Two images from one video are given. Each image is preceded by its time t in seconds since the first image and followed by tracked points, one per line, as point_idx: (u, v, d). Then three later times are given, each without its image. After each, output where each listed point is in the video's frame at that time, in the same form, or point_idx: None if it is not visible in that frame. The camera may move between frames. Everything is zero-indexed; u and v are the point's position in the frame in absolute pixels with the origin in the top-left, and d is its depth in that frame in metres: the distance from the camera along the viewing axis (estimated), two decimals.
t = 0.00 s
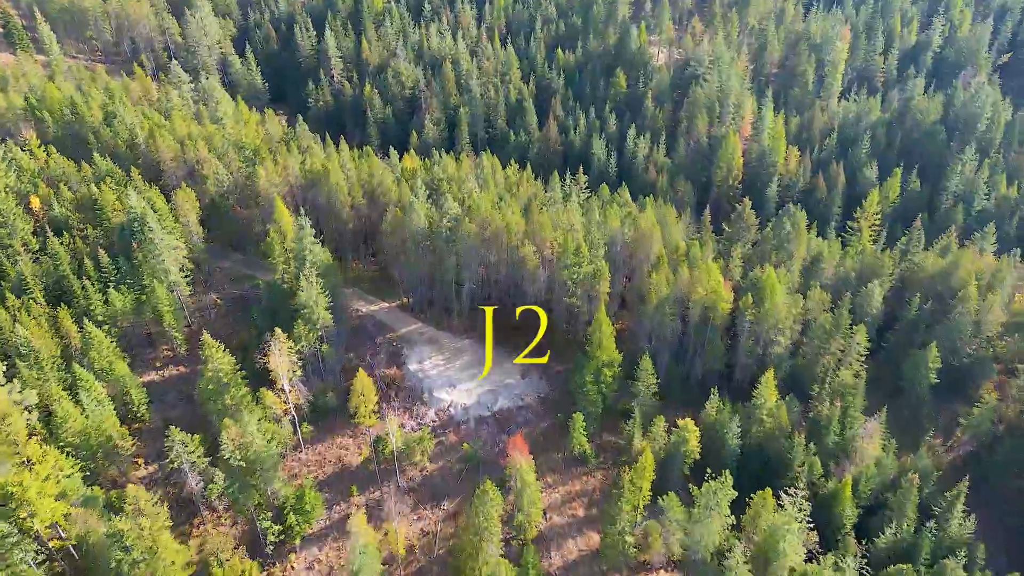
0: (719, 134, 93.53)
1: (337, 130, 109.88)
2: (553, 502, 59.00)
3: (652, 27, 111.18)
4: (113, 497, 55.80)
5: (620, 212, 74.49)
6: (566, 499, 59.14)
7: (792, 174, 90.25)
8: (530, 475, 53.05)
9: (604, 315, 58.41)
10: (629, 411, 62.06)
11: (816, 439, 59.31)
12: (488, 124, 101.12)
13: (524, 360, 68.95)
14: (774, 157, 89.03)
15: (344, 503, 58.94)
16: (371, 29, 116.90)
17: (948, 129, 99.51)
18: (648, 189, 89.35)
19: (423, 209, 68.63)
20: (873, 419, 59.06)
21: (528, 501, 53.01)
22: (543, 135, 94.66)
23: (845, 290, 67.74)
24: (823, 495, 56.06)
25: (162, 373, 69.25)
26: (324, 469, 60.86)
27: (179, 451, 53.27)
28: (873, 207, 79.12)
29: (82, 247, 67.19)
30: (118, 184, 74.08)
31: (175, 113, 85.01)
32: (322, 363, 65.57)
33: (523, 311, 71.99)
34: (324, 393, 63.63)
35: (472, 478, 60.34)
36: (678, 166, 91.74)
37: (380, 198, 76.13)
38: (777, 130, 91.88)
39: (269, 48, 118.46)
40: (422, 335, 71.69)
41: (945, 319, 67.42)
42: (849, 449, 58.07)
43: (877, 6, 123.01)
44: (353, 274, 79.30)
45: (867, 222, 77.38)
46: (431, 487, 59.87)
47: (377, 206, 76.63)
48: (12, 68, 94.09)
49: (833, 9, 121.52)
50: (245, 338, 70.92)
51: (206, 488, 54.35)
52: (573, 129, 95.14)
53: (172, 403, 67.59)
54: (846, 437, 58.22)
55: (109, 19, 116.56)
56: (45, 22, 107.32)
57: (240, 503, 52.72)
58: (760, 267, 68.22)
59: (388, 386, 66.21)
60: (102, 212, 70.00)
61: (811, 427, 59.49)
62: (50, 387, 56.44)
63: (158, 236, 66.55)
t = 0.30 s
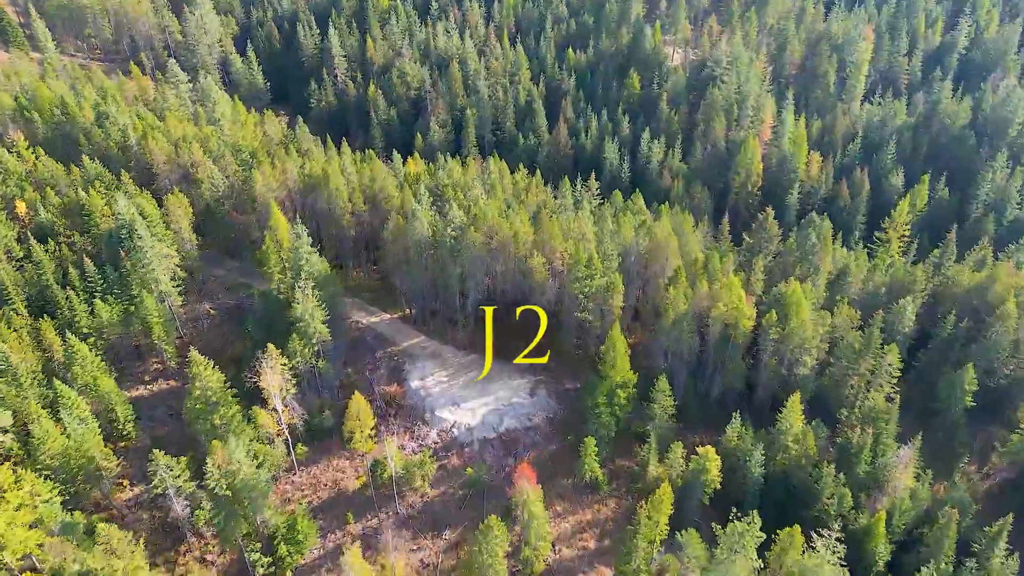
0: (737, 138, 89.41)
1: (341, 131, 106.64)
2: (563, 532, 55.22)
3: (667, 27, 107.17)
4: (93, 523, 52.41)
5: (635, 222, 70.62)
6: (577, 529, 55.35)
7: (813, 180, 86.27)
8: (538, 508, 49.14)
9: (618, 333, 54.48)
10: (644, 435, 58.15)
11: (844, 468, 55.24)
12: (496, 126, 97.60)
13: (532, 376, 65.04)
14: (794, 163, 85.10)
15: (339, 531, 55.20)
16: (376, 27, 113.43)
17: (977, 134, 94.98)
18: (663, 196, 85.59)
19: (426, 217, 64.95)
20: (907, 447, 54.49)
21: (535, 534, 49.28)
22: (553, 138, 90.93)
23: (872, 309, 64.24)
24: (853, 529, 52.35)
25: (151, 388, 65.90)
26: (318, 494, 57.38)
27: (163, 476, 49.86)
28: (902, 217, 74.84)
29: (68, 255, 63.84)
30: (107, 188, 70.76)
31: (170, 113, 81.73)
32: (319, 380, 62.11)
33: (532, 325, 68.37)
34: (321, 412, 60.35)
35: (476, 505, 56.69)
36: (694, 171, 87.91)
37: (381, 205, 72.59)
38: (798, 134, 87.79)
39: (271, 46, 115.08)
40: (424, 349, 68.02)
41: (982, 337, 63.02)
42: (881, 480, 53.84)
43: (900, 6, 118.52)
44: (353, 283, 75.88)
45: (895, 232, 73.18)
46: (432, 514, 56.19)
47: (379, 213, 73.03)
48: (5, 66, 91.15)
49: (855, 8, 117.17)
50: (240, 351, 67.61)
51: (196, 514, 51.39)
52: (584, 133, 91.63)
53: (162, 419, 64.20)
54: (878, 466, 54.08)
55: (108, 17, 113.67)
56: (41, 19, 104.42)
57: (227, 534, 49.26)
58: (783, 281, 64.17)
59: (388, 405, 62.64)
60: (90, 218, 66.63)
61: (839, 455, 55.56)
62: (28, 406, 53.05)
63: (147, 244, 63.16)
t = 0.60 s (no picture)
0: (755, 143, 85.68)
1: (343, 133, 103.55)
2: (572, 565, 51.71)
3: (681, 26, 103.44)
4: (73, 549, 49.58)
5: (648, 232, 67.00)
6: (586, 561, 51.88)
7: (834, 187, 82.78)
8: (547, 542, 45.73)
9: (632, 351, 50.97)
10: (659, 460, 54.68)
11: (874, 498, 51.64)
12: (503, 128, 94.26)
13: (540, 394, 61.52)
14: (815, 169, 81.41)
15: (334, 561, 51.70)
16: (380, 25, 110.15)
17: (1005, 139, 90.94)
18: (676, 202, 82.10)
19: (429, 225, 61.63)
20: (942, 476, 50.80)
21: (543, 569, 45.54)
22: (562, 141, 87.46)
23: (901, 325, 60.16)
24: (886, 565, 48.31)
25: (138, 404, 62.74)
26: (312, 520, 53.90)
27: (146, 503, 46.63)
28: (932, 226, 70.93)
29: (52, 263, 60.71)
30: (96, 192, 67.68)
31: (164, 114, 78.67)
32: (314, 397, 58.94)
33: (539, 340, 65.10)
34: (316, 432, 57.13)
35: (479, 534, 53.25)
36: (709, 177, 84.33)
37: (382, 212, 69.35)
38: (819, 138, 84.07)
39: (272, 45, 111.87)
40: (426, 364, 64.64)
41: (1019, 357, 59.22)
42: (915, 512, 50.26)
43: (922, 5, 114.45)
44: (352, 293, 72.72)
45: (924, 244, 69.36)
46: (433, 543, 52.74)
47: (379, 220, 69.75)
48: None
49: (875, 7, 113.06)
50: (233, 365, 64.55)
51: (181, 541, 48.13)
52: (595, 136, 88.27)
53: (150, 436, 61.21)
54: (910, 496, 50.45)
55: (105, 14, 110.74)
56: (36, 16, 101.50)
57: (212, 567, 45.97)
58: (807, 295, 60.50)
59: (386, 424, 59.34)
60: (76, 224, 63.57)
61: (869, 483, 52.00)
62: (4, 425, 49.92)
63: (136, 252, 60.09)
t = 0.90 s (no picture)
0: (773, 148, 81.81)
1: (343, 135, 100.21)
2: None
3: (695, 25, 99.50)
4: None
5: (662, 243, 63.22)
6: None
7: (856, 195, 78.90)
8: None
9: (647, 376, 47.13)
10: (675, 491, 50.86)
11: (907, 534, 47.72)
12: (508, 131, 90.61)
13: (547, 416, 57.77)
14: (836, 176, 77.51)
15: None
16: (382, 24, 106.54)
17: None
18: (690, 210, 78.44)
19: (429, 235, 57.96)
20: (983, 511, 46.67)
21: None
22: (571, 145, 83.73)
23: (933, 345, 56.24)
24: None
25: (120, 423, 59.65)
26: (302, 553, 50.87)
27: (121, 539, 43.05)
28: (963, 237, 66.88)
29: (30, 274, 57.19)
30: (79, 198, 64.24)
31: (154, 116, 75.28)
32: (306, 419, 55.43)
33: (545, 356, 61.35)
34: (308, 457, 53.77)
35: (480, 569, 49.60)
36: (724, 183, 80.52)
37: (381, 220, 65.75)
38: (841, 143, 80.13)
39: (271, 43, 108.40)
40: (425, 382, 60.96)
41: None
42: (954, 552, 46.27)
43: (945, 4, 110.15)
44: (348, 304, 69.20)
45: (954, 256, 65.36)
46: None
47: (378, 229, 66.21)
48: None
49: (896, 7, 108.84)
50: (222, 382, 61.14)
51: None
52: (604, 139, 84.66)
53: (132, 457, 57.89)
54: (946, 533, 46.40)
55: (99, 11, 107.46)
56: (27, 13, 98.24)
57: None
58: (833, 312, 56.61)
59: (383, 448, 55.80)
60: (57, 232, 60.11)
61: (903, 519, 47.99)
62: None
63: (119, 263, 56.62)
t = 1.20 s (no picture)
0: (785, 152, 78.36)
1: (337, 137, 96.79)
2: None
3: (703, 24, 95.95)
4: None
5: (672, 253, 59.74)
6: None
7: (873, 201, 75.48)
8: None
9: (659, 400, 43.56)
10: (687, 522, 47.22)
11: (939, 572, 43.85)
12: (509, 133, 87.24)
13: (550, 439, 54.23)
14: (852, 181, 74.00)
15: None
16: (379, 22, 103.10)
17: None
18: (700, 216, 75.09)
19: (424, 246, 54.49)
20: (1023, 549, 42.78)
21: None
22: (574, 148, 80.27)
23: (963, 364, 52.64)
24: None
25: (96, 446, 56.24)
26: None
27: None
28: (989, 247, 63.30)
29: None
30: (55, 206, 60.87)
31: (138, 119, 71.99)
32: (293, 442, 51.98)
33: (548, 373, 57.82)
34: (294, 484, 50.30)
35: None
36: (735, 189, 77.12)
37: (375, 228, 62.28)
38: (857, 146, 76.59)
39: (264, 42, 104.92)
40: (421, 401, 57.43)
41: None
42: None
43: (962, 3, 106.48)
44: (341, 316, 65.73)
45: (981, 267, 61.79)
46: None
47: (371, 238, 62.77)
48: None
49: (910, 5, 105.22)
50: (205, 401, 57.72)
51: None
52: (610, 142, 81.30)
53: (109, 482, 54.51)
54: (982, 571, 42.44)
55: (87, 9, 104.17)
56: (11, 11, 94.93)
57: None
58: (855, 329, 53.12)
59: (375, 474, 52.39)
60: (30, 243, 56.76)
61: (935, 555, 44.15)
62: None
63: (94, 276, 53.31)
